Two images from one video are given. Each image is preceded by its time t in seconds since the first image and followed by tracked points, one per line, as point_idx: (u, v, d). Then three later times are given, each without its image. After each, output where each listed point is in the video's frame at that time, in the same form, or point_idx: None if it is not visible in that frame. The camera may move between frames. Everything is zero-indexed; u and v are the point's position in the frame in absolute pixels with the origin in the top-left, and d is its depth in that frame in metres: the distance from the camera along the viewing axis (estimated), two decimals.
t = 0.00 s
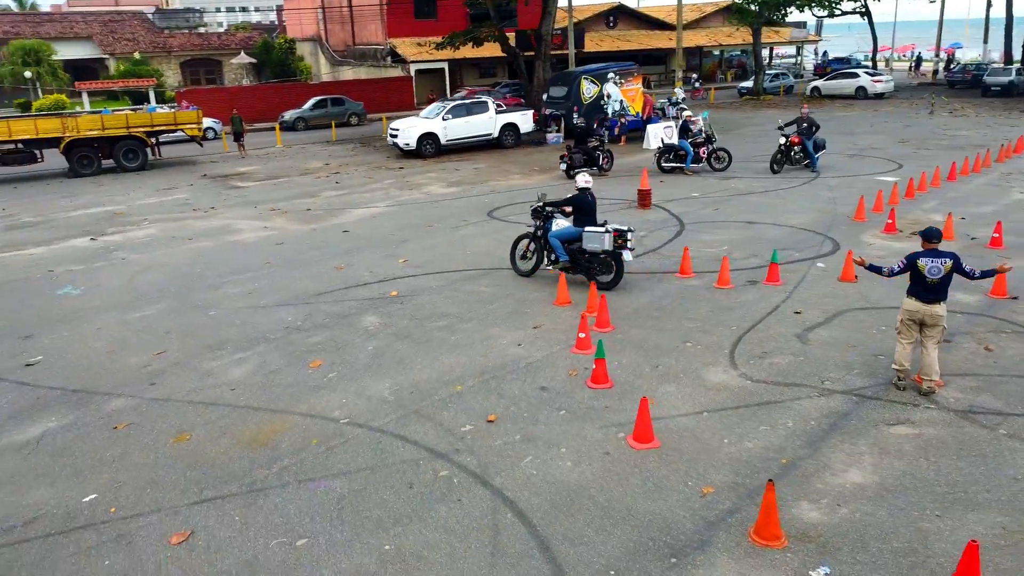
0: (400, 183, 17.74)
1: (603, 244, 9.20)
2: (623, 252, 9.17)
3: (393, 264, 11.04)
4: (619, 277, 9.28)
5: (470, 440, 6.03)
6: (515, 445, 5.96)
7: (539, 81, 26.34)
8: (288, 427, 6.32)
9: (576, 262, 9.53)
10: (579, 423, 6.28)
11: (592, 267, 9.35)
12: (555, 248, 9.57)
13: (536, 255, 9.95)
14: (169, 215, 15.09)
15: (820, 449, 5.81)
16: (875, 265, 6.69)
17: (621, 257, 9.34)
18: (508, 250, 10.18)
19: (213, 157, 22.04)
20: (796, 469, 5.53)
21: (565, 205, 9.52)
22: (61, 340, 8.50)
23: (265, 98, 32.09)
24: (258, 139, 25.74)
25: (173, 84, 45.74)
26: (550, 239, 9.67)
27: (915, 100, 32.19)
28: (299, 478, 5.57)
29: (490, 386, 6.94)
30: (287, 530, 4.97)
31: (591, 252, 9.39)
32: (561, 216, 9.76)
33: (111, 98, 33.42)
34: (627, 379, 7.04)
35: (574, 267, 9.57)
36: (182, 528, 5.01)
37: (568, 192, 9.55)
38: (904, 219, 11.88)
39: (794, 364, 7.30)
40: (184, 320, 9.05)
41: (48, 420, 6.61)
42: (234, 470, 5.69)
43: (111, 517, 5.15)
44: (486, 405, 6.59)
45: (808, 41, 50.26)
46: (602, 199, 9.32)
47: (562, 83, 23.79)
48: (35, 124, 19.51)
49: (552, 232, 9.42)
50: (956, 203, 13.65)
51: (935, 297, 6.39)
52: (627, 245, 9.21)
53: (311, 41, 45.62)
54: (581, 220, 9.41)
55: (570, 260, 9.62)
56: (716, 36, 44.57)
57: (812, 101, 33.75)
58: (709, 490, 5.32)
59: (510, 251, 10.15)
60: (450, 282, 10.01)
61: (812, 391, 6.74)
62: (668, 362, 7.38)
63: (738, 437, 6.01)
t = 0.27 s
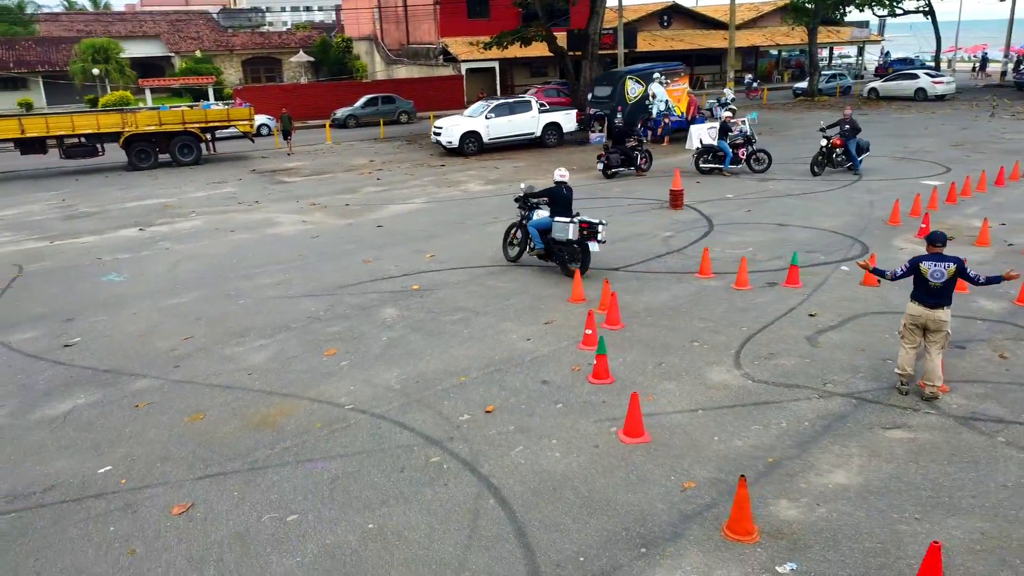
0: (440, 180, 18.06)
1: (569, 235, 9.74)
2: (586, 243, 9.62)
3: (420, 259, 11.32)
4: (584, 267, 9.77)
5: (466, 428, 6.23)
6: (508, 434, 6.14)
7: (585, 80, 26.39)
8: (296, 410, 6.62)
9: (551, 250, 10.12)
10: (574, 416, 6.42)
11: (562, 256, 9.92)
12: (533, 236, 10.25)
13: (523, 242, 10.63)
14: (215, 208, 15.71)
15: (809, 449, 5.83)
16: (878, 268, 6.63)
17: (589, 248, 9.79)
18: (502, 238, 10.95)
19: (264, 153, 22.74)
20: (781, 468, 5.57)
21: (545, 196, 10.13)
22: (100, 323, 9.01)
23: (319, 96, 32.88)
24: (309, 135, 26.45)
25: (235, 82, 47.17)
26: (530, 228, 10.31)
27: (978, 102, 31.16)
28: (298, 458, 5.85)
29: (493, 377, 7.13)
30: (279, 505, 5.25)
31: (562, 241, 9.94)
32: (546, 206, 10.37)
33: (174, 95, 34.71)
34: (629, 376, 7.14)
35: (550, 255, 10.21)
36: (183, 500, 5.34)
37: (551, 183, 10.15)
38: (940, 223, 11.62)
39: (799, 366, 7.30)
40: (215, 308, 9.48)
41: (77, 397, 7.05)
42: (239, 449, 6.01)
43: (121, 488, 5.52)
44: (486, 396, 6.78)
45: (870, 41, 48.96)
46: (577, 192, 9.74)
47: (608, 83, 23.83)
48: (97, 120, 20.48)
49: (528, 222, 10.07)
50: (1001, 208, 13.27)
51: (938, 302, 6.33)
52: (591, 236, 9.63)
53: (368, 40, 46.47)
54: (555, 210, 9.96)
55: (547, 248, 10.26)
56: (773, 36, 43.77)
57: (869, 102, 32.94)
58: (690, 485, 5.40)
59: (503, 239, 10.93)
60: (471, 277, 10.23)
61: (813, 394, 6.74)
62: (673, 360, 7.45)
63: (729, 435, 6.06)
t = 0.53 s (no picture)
0: (460, 179, 18.27)
1: (534, 223, 10.42)
2: (546, 232, 10.29)
3: (428, 256, 11.53)
4: (546, 255, 10.45)
5: (446, 420, 6.40)
6: (485, 427, 6.29)
7: (613, 79, 26.37)
8: (285, 399, 6.86)
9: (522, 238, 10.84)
10: (552, 411, 6.54)
11: (529, 243, 10.63)
12: (509, 223, 11.01)
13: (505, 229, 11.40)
14: (240, 204, 16.13)
15: (779, 448, 5.88)
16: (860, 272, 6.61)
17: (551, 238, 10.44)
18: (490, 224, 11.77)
19: (293, 150, 23.22)
20: (748, 467, 5.63)
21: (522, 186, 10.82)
22: (115, 313, 9.39)
23: (352, 94, 33.37)
24: (340, 132, 26.88)
25: (275, 80, 48.06)
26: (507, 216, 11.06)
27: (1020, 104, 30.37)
28: (280, 445, 6.07)
29: (480, 372, 7.28)
30: (255, 489, 5.47)
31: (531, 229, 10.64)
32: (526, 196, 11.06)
33: (213, 93, 35.54)
34: (614, 373, 7.24)
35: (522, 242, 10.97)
36: (166, 481, 5.59)
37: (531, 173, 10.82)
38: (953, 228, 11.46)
39: (784, 367, 7.32)
40: (225, 300, 9.79)
41: (82, 382, 7.38)
42: (226, 436, 6.26)
43: (111, 468, 5.79)
44: (470, 390, 6.94)
45: (913, 41, 47.98)
46: (549, 184, 10.26)
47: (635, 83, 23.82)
48: (134, 117, 21.14)
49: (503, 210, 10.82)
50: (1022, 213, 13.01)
51: (919, 306, 6.30)
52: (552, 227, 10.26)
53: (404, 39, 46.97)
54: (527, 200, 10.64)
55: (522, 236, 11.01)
56: (811, 36, 43.16)
57: (906, 104, 32.33)
58: (655, 480, 5.49)
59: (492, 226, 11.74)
60: (475, 274, 10.40)
61: (793, 395, 6.76)
62: (660, 359, 7.53)
63: (703, 433, 6.14)
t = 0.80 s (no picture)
0: (467, 178, 18.41)
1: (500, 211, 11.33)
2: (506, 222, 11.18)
3: (422, 254, 11.68)
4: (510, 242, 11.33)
5: (411, 414, 6.53)
6: (448, 421, 6.41)
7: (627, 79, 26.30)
8: (260, 391, 7.04)
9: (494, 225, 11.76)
10: (517, 407, 6.65)
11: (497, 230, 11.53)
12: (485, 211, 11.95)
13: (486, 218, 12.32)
14: (248, 200, 16.40)
15: (735, 447, 5.92)
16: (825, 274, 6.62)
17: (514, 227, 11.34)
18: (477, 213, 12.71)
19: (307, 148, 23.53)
20: (701, 465, 5.69)
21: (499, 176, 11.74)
22: (110, 306, 9.65)
23: (370, 93, 33.68)
24: (356, 131, 27.14)
25: (298, 78, 48.59)
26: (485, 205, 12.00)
27: None
28: (248, 436, 6.24)
29: (453, 368, 7.40)
30: (217, 477, 5.64)
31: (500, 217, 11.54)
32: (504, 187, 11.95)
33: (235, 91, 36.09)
34: (584, 371, 7.32)
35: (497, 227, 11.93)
36: (134, 468, 5.79)
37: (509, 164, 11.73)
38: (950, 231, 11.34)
39: (755, 367, 7.34)
40: (218, 294, 10.02)
41: (69, 372, 7.63)
42: (197, 425, 6.45)
43: (83, 455, 6.00)
44: (440, 385, 7.07)
45: (941, 42, 47.24)
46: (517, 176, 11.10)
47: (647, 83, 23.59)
48: (151, 115, 21.64)
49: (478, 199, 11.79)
50: None
51: (883, 308, 6.31)
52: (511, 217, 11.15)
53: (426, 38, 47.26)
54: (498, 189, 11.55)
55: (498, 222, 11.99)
56: (835, 36, 42.70)
57: (927, 105, 31.87)
58: (606, 476, 5.57)
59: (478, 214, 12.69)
60: (464, 272, 10.52)
61: (759, 395, 6.79)
62: (632, 358, 7.59)
63: (662, 431, 6.20)
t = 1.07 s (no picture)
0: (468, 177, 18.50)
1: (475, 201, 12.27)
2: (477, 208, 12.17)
3: (410, 252, 11.78)
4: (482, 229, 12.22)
5: (371, 410, 6.62)
6: (406, 418, 6.49)
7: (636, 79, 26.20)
8: (228, 385, 7.18)
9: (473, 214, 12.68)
10: (477, 405, 6.71)
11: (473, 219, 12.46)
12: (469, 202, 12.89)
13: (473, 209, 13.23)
14: (249, 198, 16.60)
15: (685, 448, 5.94)
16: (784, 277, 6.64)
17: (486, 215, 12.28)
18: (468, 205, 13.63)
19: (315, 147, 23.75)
20: (647, 465, 5.72)
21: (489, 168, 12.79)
22: (98, 301, 9.86)
23: (383, 92, 33.88)
24: (367, 130, 27.31)
25: (316, 77, 48.96)
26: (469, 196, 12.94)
27: None
28: (209, 429, 6.37)
29: (419, 365, 7.48)
30: (171, 469, 5.77)
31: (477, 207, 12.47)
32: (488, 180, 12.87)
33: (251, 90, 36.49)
34: (549, 370, 7.36)
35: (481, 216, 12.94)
36: (94, 458, 5.94)
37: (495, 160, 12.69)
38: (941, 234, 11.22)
39: (720, 369, 7.34)
40: (204, 290, 10.19)
41: (48, 364, 7.81)
42: (161, 418, 6.59)
43: (47, 445, 6.16)
44: (404, 382, 7.15)
45: (964, 42, 46.52)
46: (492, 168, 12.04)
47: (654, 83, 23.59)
48: (163, 113, 21.98)
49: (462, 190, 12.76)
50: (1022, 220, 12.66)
51: (840, 311, 6.31)
52: (481, 204, 12.12)
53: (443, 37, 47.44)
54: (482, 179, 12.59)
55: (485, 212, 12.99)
56: (854, 36, 42.23)
57: (944, 107, 31.44)
58: (552, 474, 5.62)
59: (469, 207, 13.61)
60: (447, 271, 10.61)
61: (719, 396, 6.80)
62: (599, 358, 7.61)
63: (615, 431, 6.24)
